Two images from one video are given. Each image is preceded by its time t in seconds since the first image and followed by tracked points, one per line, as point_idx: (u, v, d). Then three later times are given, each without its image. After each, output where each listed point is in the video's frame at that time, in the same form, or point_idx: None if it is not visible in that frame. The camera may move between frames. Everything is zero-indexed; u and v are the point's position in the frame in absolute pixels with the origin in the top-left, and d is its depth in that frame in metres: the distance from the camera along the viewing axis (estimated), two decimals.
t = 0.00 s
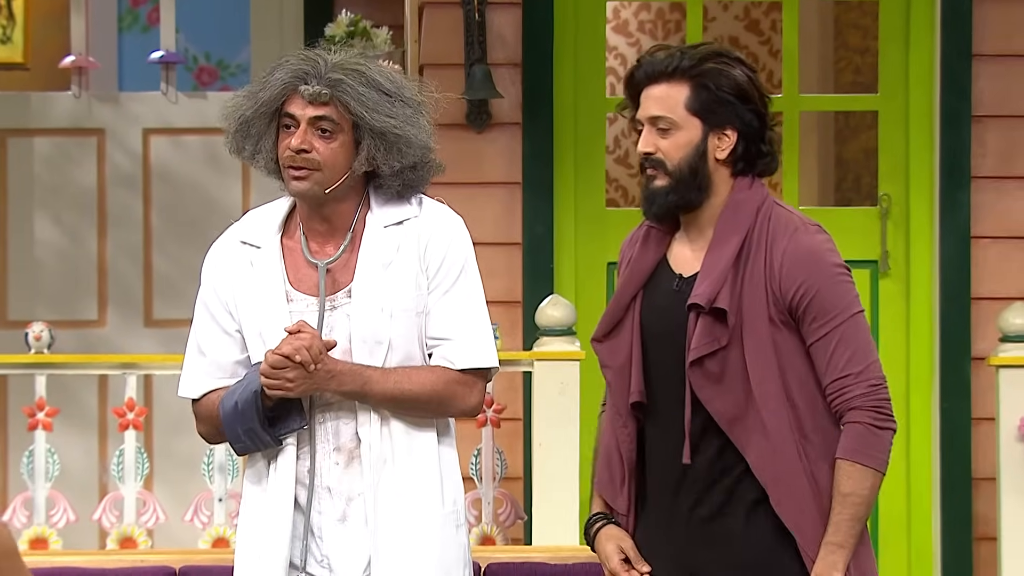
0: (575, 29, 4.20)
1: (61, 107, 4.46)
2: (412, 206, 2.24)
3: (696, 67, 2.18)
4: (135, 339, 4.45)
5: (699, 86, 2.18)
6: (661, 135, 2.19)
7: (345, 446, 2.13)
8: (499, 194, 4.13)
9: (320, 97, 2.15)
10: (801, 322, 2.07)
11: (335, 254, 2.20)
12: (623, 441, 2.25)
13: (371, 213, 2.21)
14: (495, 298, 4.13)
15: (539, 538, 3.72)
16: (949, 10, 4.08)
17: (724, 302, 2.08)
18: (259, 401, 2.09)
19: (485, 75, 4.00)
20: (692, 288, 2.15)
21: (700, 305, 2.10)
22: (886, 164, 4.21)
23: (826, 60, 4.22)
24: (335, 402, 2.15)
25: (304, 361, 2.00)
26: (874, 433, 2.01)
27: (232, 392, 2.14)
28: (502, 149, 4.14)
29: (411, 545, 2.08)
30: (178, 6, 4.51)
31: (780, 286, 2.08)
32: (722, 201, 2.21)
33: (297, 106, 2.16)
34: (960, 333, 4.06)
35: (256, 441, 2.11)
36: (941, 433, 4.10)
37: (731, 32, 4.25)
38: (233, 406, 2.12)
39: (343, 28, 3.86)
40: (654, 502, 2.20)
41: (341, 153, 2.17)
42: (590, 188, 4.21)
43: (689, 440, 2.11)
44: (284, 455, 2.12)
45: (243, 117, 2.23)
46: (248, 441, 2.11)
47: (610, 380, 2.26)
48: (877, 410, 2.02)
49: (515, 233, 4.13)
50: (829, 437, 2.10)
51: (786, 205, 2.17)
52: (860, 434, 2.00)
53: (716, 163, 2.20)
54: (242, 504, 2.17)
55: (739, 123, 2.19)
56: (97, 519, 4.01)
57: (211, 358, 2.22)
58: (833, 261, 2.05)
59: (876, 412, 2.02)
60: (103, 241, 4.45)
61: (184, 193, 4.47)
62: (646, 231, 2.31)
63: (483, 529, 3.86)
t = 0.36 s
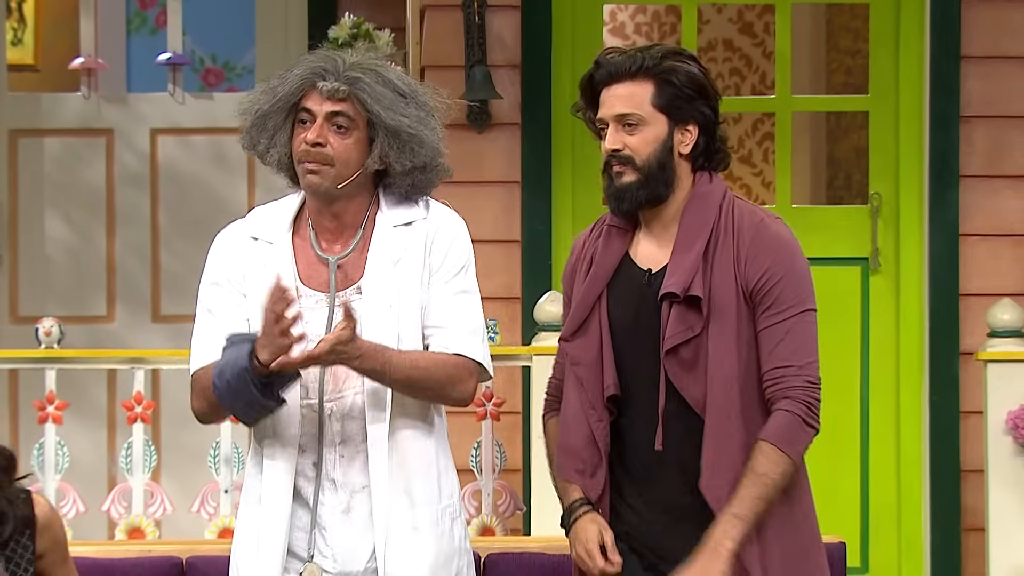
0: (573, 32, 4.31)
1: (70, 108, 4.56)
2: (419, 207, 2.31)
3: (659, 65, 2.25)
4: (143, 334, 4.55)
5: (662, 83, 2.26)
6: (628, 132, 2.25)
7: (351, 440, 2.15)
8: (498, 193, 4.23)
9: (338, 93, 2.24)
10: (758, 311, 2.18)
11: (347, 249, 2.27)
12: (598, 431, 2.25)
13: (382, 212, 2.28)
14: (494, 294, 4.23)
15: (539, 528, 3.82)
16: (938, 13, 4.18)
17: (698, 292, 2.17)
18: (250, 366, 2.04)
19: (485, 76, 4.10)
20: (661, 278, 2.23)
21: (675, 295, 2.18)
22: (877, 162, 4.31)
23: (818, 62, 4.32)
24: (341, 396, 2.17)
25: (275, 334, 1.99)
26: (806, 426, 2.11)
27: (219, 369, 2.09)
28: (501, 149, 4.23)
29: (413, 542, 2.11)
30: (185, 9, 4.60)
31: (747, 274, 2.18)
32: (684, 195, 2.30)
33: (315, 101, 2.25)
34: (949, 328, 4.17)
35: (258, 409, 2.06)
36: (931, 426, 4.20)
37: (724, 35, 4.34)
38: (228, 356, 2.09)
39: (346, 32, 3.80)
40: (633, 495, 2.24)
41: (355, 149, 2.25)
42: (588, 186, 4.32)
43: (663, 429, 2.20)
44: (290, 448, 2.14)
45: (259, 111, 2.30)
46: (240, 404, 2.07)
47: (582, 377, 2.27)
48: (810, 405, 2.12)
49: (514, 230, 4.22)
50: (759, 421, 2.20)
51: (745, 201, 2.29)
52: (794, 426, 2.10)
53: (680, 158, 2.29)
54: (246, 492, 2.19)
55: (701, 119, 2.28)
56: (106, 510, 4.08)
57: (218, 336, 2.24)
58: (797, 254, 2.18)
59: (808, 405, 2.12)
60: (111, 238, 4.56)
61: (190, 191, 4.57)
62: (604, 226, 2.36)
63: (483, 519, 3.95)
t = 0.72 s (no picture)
0: (573, 38, 4.39)
1: (79, 112, 4.65)
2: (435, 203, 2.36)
3: (646, 72, 2.34)
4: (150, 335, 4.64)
5: (649, 89, 2.34)
6: (617, 136, 2.33)
7: (359, 423, 2.18)
8: (500, 196, 4.30)
9: (364, 75, 2.32)
10: (741, 309, 2.28)
11: (361, 236, 2.30)
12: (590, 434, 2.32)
13: (399, 204, 2.32)
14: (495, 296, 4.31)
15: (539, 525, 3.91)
16: (931, 19, 4.26)
17: (689, 290, 2.25)
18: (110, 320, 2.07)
19: (487, 81, 4.18)
20: (650, 278, 2.31)
21: (667, 293, 2.26)
22: (871, 166, 4.38)
23: (813, 68, 4.41)
24: (351, 377, 2.19)
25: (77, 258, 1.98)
26: (793, 418, 2.21)
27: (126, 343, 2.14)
28: (502, 153, 4.31)
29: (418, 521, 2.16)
30: (191, 14, 4.68)
31: (734, 274, 2.28)
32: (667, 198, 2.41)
33: (342, 83, 2.32)
34: (940, 330, 4.25)
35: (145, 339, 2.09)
36: (924, 424, 4.28)
37: (722, 40, 4.42)
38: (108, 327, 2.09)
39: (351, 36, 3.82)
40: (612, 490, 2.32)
41: (377, 131, 2.31)
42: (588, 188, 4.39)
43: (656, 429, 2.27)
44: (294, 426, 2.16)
45: (286, 94, 2.37)
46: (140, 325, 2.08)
47: (567, 378, 2.34)
48: (798, 399, 2.22)
49: (515, 233, 4.30)
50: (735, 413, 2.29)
51: (724, 206, 2.39)
52: (782, 417, 2.20)
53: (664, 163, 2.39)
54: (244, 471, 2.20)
55: (683, 125, 2.38)
56: (114, 508, 4.14)
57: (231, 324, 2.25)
58: (779, 255, 2.29)
59: (796, 399, 2.22)
60: (120, 240, 4.65)
61: (196, 194, 4.65)
62: (585, 232, 2.44)
63: (484, 516, 4.03)
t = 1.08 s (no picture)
0: (574, 40, 4.39)
1: (80, 114, 4.66)
2: (433, 205, 2.34)
3: (644, 73, 2.34)
4: (151, 337, 4.65)
5: (648, 89, 2.34)
6: (617, 137, 2.33)
7: (352, 421, 2.16)
8: (500, 199, 4.31)
9: (364, 74, 2.32)
10: (742, 308, 2.28)
11: (358, 236, 2.29)
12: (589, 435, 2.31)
13: (398, 205, 2.31)
14: (496, 298, 4.31)
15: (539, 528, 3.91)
16: (932, 21, 4.26)
17: (691, 288, 2.25)
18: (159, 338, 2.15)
19: (487, 84, 4.19)
20: (650, 278, 2.31)
21: (670, 292, 2.25)
22: (871, 169, 4.38)
23: (814, 70, 4.41)
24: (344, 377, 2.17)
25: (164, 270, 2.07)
26: (798, 413, 2.21)
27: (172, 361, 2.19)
28: (503, 155, 4.31)
29: (406, 518, 2.13)
30: (192, 17, 4.69)
31: (735, 272, 2.29)
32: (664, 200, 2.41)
33: (341, 84, 2.32)
34: (942, 331, 4.24)
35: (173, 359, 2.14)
36: (924, 425, 4.28)
37: (723, 42, 4.42)
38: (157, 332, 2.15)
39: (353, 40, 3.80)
40: (613, 493, 2.32)
41: (379, 130, 2.30)
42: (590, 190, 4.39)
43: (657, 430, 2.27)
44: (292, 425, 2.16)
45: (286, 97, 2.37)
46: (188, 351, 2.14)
47: (568, 380, 2.34)
48: (802, 394, 2.23)
49: (516, 235, 4.30)
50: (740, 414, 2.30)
51: (720, 206, 2.40)
52: (787, 411, 2.20)
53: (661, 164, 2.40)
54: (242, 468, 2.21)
55: (680, 126, 2.39)
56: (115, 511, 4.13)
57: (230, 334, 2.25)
58: (778, 253, 2.30)
59: (801, 394, 2.22)
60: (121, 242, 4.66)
61: (196, 196, 4.66)
62: (584, 234, 2.44)
63: (485, 519, 4.03)
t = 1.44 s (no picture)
0: (573, 42, 4.39)
1: (79, 115, 4.66)
2: (423, 200, 2.24)
3: (644, 74, 2.34)
4: (150, 337, 4.66)
5: (648, 91, 2.34)
6: (618, 139, 2.32)
7: (355, 429, 2.09)
8: (499, 200, 4.30)
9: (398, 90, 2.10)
10: (745, 308, 2.28)
11: (360, 241, 2.18)
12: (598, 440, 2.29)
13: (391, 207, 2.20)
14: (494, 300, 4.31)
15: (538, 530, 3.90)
16: (931, 23, 4.26)
17: (695, 290, 2.25)
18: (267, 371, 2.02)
19: (486, 85, 4.19)
20: (654, 280, 2.30)
21: (673, 293, 2.25)
22: (870, 170, 4.38)
23: (813, 71, 4.41)
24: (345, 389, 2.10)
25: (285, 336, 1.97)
26: (805, 409, 2.21)
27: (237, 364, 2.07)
28: (501, 156, 4.31)
29: (404, 526, 2.05)
30: (191, 18, 4.69)
31: (738, 272, 2.29)
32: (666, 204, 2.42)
33: (374, 102, 2.07)
34: (942, 331, 4.25)
35: (272, 408, 2.05)
36: (924, 426, 4.28)
37: (722, 43, 4.42)
38: (254, 344, 2.07)
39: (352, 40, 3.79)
40: (614, 494, 2.32)
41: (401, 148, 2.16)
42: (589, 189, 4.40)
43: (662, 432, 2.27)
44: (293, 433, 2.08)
45: (301, 103, 2.03)
46: (251, 400, 2.04)
47: (574, 383, 2.33)
48: (809, 390, 2.23)
49: (515, 236, 4.30)
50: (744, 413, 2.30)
51: (720, 207, 2.41)
52: (795, 408, 2.20)
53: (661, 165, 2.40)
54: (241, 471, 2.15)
55: (679, 127, 2.39)
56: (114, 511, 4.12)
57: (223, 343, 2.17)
58: (779, 251, 2.30)
59: (808, 391, 2.23)
60: (119, 243, 4.66)
61: (195, 197, 4.67)
62: (585, 236, 2.43)
63: (483, 520, 4.03)
